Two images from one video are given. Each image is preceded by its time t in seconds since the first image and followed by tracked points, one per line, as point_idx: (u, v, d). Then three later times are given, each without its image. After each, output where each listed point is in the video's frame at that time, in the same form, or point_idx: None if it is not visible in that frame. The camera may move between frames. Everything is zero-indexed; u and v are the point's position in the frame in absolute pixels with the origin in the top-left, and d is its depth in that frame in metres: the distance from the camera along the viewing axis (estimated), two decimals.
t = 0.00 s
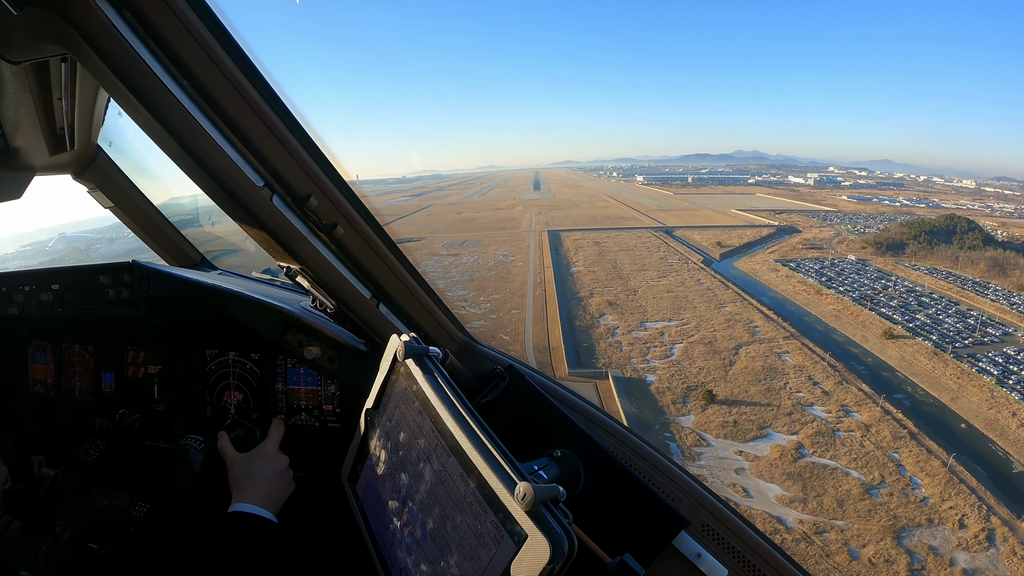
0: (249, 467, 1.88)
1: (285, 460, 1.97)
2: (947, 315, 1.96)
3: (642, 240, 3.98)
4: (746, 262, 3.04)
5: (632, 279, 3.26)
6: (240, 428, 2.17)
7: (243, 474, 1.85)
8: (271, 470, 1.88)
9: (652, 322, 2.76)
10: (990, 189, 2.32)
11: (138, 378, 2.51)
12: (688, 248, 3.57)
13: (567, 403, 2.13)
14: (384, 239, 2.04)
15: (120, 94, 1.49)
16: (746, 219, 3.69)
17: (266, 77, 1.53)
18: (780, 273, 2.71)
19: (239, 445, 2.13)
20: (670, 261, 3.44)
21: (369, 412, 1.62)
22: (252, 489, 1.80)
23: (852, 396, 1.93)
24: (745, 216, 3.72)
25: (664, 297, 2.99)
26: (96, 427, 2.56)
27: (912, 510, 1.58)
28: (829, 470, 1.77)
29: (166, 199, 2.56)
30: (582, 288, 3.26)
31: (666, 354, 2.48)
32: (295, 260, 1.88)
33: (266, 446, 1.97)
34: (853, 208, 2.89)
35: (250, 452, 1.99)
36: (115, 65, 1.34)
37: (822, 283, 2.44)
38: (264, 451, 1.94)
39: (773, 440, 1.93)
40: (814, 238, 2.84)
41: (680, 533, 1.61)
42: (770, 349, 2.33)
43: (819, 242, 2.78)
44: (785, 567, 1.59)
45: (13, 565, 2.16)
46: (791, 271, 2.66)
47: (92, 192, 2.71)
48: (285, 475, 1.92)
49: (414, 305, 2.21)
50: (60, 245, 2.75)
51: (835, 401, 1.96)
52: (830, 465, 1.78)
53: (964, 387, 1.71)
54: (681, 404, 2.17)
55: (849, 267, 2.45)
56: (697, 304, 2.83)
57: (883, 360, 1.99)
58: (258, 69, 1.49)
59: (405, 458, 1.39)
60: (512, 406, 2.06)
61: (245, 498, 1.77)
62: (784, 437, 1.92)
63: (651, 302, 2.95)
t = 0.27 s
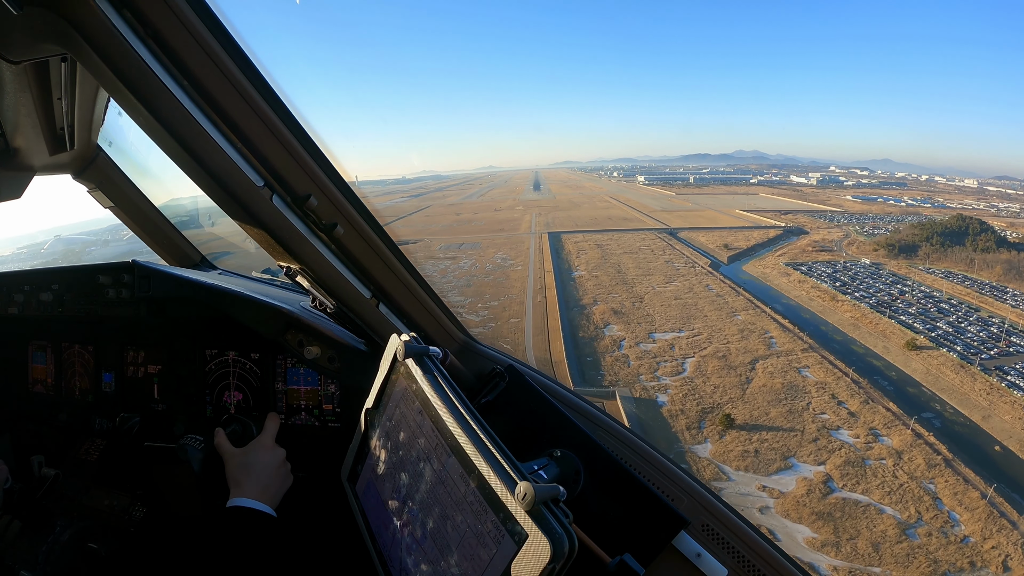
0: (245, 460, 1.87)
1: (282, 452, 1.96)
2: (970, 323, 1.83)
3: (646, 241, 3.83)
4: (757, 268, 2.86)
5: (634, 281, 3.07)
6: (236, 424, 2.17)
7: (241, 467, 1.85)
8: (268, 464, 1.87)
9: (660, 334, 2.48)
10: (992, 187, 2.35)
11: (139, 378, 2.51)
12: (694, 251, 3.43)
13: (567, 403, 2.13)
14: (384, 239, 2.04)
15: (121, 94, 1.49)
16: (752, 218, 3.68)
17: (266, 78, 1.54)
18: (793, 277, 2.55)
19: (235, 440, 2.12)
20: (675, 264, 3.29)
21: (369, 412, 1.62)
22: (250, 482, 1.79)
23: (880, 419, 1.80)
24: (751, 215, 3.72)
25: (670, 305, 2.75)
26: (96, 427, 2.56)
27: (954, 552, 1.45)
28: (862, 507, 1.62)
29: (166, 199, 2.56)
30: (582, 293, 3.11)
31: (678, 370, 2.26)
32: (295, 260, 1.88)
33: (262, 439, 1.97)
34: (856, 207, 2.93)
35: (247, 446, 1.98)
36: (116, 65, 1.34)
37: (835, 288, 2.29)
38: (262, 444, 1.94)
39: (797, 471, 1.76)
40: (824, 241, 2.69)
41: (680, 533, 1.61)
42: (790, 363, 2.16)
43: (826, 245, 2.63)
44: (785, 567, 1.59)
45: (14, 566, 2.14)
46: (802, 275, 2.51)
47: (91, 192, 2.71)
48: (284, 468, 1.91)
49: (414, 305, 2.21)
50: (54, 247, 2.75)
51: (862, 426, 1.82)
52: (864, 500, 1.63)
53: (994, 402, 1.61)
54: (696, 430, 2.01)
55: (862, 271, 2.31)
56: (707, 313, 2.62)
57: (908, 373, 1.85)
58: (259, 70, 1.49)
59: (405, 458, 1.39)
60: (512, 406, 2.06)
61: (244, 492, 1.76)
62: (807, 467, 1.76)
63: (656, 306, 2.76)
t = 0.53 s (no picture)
0: (245, 460, 1.86)
1: (281, 451, 1.96)
2: (992, 332, 1.81)
3: (647, 247, 3.65)
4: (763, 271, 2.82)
5: (639, 287, 2.94)
6: (235, 424, 2.17)
7: (241, 466, 1.85)
8: (268, 463, 1.87)
9: (668, 345, 2.45)
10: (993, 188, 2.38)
11: (139, 378, 2.51)
12: (701, 255, 3.25)
13: (568, 403, 2.13)
14: (384, 240, 2.04)
15: (120, 94, 1.49)
16: (758, 220, 3.70)
17: (266, 78, 1.53)
18: (810, 284, 2.44)
19: (234, 440, 2.12)
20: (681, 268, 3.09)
21: (369, 412, 1.62)
22: (249, 481, 1.80)
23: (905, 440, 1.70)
24: (758, 216, 3.73)
25: (679, 313, 2.68)
26: (96, 427, 2.56)
27: None
28: (894, 546, 1.53)
29: (166, 200, 2.56)
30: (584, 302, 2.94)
31: (689, 388, 2.18)
32: (295, 260, 1.88)
33: (262, 439, 1.97)
34: (862, 208, 3.00)
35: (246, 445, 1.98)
36: (116, 65, 1.34)
37: (849, 293, 2.25)
38: (260, 443, 1.94)
39: (824, 506, 1.67)
40: (831, 242, 2.75)
41: (680, 533, 1.61)
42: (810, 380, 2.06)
43: (836, 246, 2.68)
44: (785, 567, 1.59)
45: (14, 566, 2.15)
46: (814, 280, 2.45)
47: (91, 192, 2.71)
48: (283, 467, 1.91)
49: (414, 305, 2.21)
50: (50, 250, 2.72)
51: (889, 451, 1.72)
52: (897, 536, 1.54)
53: None
54: (712, 458, 1.93)
55: (875, 275, 2.31)
56: (716, 320, 2.57)
57: (932, 388, 1.77)
58: (259, 70, 1.49)
59: (405, 458, 1.39)
60: (512, 406, 2.06)
61: (244, 492, 1.76)
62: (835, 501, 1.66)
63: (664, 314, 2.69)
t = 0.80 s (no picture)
0: (244, 460, 1.86)
1: (280, 450, 1.95)
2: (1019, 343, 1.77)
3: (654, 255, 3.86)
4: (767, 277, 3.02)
5: (645, 295, 3.28)
6: (235, 423, 2.17)
7: (241, 466, 1.84)
8: (267, 463, 1.86)
9: (679, 360, 2.50)
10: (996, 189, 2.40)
11: (138, 379, 2.51)
12: (713, 266, 3.41)
13: (568, 404, 2.14)
14: (384, 240, 2.04)
15: (120, 94, 1.49)
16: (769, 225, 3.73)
17: (266, 77, 1.53)
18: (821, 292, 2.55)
19: (234, 439, 2.12)
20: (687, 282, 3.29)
21: (369, 412, 1.62)
22: (249, 480, 1.80)
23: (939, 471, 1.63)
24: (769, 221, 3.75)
25: (691, 326, 2.80)
26: (96, 427, 2.56)
27: None
28: None
29: (166, 200, 2.56)
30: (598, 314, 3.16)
31: (704, 411, 2.17)
32: (295, 260, 1.88)
33: (262, 438, 1.96)
34: (870, 211, 3.02)
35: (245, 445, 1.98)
36: (115, 65, 1.34)
37: (864, 300, 2.29)
38: (260, 443, 1.93)
39: (857, 552, 1.57)
40: (841, 245, 2.83)
41: (680, 533, 1.61)
42: (832, 402, 2.01)
43: (847, 252, 2.73)
44: (785, 567, 1.59)
45: (13, 565, 2.15)
46: (828, 288, 2.52)
47: (92, 192, 2.71)
48: (282, 467, 1.91)
49: (415, 305, 2.21)
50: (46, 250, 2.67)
51: (922, 488, 1.63)
52: None
53: None
54: (734, 495, 1.82)
55: (888, 281, 2.33)
56: (731, 335, 2.60)
57: (960, 408, 1.72)
58: (258, 69, 1.49)
59: (405, 458, 1.39)
60: (512, 406, 2.06)
61: (243, 492, 1.76)
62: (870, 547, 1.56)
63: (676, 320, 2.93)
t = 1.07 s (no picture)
0: (244, 459, 1.86)
1: (280, 450, 1.95)
2: None
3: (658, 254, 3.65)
4: (779, 283, 2.79)
5: (651, 303, 2.86)
6: (235, 423, 2.16)
7: (241, 466, 1.85)
8: (267, 462, 1.87)
9: (689, 378, 2.26)
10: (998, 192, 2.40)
11: (139, 378, 2.51)
12: (719, 268, 3.12)
13: (568, 404, 2.14)
14: (384, 240, 2.04)
15: (120, 94, 1.49)
16: (771, 225, 3.70)
17: (266, 78, 1.53)
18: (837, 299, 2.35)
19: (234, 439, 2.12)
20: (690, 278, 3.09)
21: (369, 412, 1.62)
22: (249, 480, 1.80)
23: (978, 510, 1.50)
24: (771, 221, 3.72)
25: (697, 335, 2.53)
26: (96, 427, 2.56)
27: None
28: None
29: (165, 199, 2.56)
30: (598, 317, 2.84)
31: (720, 441, 1.99)
32: (296, 260, 1.88)
33: (261, 438, 1.96)
34: (874, 212, 3.00)
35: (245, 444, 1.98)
36: (116, 65, 1.34)
37: (882, 310, 2.15)
38: (260, 443, 1.93)
39: None
40: (849, 250, 2.70)
41: (680, 533, 1.61)
42: (859, 428, 1.85)
43: (858, 256, 2.60)
44: (785, 567, 1.59)
45: (14, 565, 2.14)
46: (842, 295, 2.34)
47: (92, 192, 2.71)
48: (282, 466, 1.91)
49: (415, 305, 2.21)
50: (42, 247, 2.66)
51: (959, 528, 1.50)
52: None
53: None
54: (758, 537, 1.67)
55: (902, 288, 2.22)
56: (744, 350, 2.36)
57: (992, 433, 1.61)
58: (259, 70, 1.49)
59: (405, 458, 1.39)
60: (512, 406, 2.06)
61: (243, 492, 1.76)
62: None
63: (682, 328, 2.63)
